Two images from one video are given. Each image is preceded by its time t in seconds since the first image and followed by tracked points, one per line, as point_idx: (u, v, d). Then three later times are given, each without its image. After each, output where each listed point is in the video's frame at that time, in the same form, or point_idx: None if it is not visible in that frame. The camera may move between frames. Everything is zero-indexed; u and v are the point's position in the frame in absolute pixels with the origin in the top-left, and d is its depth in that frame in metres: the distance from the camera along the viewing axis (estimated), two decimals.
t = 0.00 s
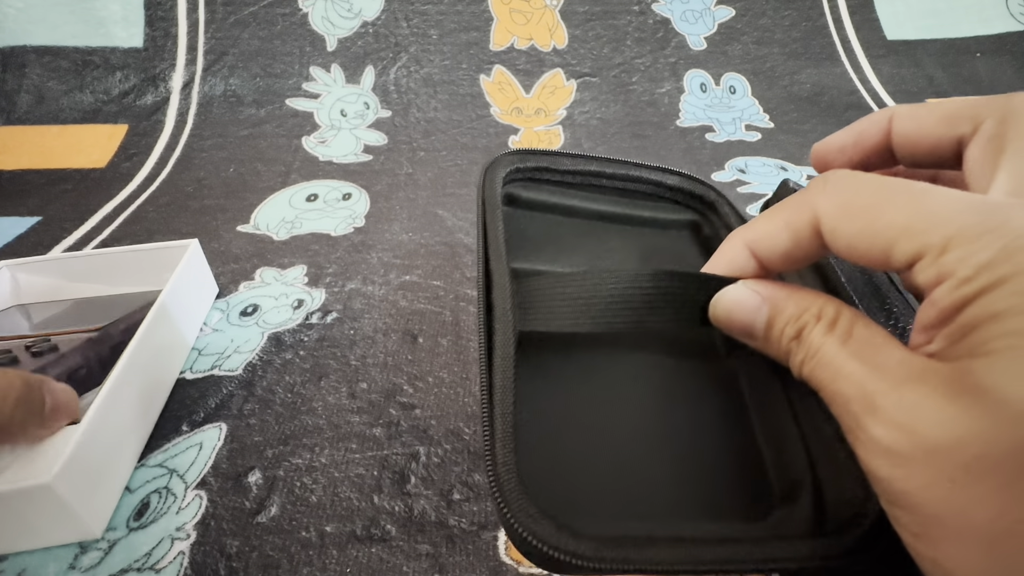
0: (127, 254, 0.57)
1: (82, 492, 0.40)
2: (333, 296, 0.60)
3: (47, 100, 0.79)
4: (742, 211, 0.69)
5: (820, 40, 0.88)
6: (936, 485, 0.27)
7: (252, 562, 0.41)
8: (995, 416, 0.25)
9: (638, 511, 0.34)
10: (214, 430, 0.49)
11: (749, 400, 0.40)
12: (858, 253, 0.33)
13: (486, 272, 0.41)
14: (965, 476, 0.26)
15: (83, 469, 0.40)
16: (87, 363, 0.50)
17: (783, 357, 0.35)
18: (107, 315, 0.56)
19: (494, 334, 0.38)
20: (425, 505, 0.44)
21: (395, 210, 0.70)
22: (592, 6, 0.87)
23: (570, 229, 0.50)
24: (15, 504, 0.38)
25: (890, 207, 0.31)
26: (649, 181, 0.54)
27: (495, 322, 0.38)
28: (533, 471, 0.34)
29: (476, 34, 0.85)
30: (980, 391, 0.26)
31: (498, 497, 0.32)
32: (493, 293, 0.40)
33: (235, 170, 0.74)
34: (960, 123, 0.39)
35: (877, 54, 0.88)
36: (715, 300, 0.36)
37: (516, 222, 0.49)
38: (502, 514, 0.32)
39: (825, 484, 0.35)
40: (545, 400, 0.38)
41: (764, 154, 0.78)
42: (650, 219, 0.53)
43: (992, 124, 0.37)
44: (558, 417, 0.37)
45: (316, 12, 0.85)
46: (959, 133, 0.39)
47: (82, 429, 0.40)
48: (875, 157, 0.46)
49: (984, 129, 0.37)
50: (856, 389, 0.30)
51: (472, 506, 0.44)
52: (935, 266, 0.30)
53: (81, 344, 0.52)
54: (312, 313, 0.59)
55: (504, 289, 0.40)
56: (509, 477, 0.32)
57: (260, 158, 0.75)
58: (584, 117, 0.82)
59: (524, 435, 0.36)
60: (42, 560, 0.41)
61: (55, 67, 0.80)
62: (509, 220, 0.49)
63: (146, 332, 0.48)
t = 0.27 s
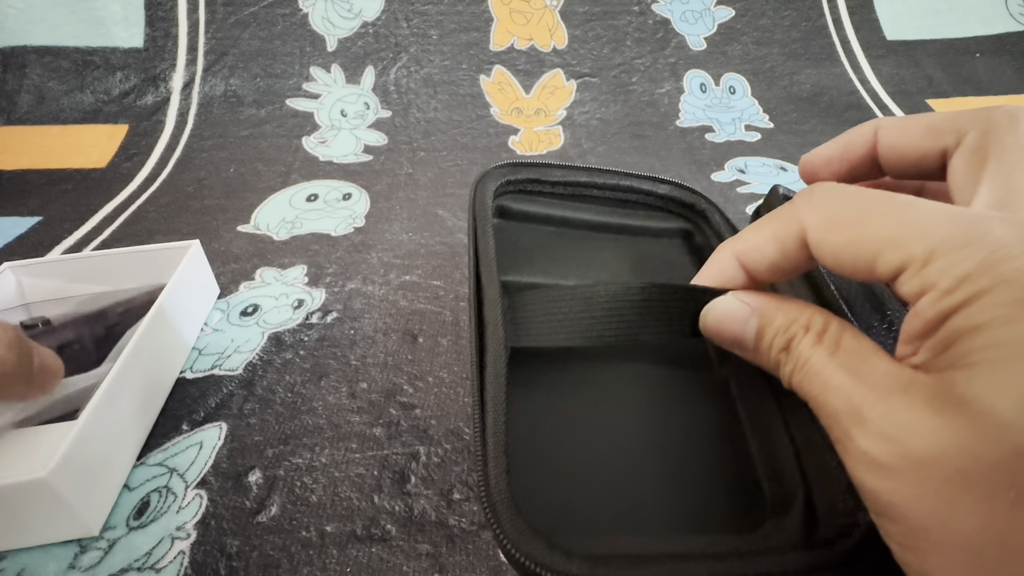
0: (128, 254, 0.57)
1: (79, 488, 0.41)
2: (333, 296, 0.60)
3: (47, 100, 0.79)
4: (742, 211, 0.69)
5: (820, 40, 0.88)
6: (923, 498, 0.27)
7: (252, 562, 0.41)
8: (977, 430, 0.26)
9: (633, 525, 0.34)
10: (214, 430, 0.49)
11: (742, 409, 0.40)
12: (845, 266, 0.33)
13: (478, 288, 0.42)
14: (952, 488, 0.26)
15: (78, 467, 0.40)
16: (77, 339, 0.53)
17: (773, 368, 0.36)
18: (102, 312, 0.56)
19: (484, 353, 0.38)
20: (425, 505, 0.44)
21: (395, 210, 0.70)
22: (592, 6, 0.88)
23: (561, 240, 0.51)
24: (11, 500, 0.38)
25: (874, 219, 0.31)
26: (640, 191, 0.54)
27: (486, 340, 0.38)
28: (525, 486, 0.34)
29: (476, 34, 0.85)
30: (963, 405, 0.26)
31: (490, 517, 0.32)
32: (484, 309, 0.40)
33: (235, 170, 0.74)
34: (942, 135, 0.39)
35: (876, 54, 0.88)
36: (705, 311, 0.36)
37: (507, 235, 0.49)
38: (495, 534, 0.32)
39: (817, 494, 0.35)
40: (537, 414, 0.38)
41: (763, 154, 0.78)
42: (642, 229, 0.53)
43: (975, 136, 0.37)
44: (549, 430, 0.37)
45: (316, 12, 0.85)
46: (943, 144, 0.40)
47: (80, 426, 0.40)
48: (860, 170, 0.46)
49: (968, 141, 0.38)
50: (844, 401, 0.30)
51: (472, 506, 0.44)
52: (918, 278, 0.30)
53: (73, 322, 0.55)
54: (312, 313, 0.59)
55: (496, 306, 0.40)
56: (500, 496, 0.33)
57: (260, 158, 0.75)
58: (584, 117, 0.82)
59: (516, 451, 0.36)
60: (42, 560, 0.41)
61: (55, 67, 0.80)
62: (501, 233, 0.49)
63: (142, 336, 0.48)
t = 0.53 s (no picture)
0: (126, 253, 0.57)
1: (75, 486, 0.40)
2: (333, 296, 0.60)
3: (48, 100, 0.79)
4: (741, 211, 0.70)
5: (820, 40, 0.88)
6: (921, 500, 0.27)
7: (252, 562, 0.41)
8: (975, 431, 0.26)
9: (635, 531, 0.34)
10: (214, 430, 0.49)
11: (740, 414, 0.40)
12: (840, 270, 0.33)
13: (475, 291, 0.42)
14: (949, 490, 0.26)
15: (75, 463, 0.40)
16: (48, 304, 0.51)
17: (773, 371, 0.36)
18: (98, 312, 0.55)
19: (483, 359, 0.38)
20: (425, 505, 0.44)
21: (395, 210, 0.70)
22: (592, 6, 0.88)
23: (558, 247, 0.51)
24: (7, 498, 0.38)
25: (869, 223, 0.32)
26: (636, 197, 0.54)
27: (486, 345, 0.38)
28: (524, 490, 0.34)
29: (476, 34, 0.86)
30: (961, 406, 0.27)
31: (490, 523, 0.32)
32: (483, 315, 0.40)
33: (235, 170, 0.74)
34: (936, 139, 0.40)
35: (876, 54, 0.88)
36: (703, 313, 0.37)
37: (505, 242, 0.50)
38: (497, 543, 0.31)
39: (817, 498, 0.35)
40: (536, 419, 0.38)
41: (763, 154, 0.78)
42: (638, 235, 0.53)
43: (967, 139, 0.38)
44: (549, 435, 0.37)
45: (316, 12, 0.85)
46: (936, 148, 0.40)
47: (76, 424, 0.40)
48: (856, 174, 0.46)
49: (960, 144, 0.38)
50: (843, 404, 0.30)
51: (472, 506, 0.44)
52: (914, 280, 0.30)
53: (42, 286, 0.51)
54: (312, 313, 0.59)
55: (495, 311, 0.40)
56: (501, 504, 0.32)
57: (260, 158, 0.76)
58: (584, 117, 0.82)
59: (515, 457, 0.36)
60: (42, 560, 0.41)
61: (56, 67, 0.80)
62: (499, 240, 0.50)
63: (141, 333, 0.48)
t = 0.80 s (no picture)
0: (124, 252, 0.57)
1: (77, 487, 0.40)
2: (333, 296, 0.60)
3: (48, 100, 0.79)
4: (741, 211, 0.70)
5: (820, 40, 0.88)
6: (922, 500, 0.27)
7: (252, 562, 0.41)
8: (975, 430, 0.26)
9: (636, 536, 0.33)
10: (214, 430, 0.49)
11: (741, 417, 0.40)
12: (838, 270, 0.33)
13: (473, 296, 0.42)
14: (950, 489, 0.26)
15: (77, 465, 0.40)
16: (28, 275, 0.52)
17: (770, 373, 0.36)
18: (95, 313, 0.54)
19: (482, 366, 0.37)
20: (425, 505, 0.44)
21: (395, 210, 0.70)
22: (592, 6, 0.88)
23: (556, 253, 0.51)
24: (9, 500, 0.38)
25: (865, 224, 0.32)
26: (633, 201, 0.54)
27: (485, 352, 0.38)
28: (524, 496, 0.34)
29: (476, 34, 0.86)
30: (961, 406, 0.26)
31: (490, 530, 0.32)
32: (482, 322, 0.40)
33: (235, 170, 0.74)
34: (928, 143, 0.41)
35: (876, 54, 0.88)
36: (703, 317, 0.37)
37: (503, 247, 0.50)
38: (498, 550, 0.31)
39: (817, 499, 0.35)
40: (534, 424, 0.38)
41: (763, 154, 0.78)
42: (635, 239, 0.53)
43: (960, 142, 0.38)
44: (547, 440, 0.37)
45: (316, 12, 0.85)
46: (929, 152, 0.41)
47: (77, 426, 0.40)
48: (849, 178, 0.47)
49: (953, 147, 0.39)
50: (842, 405, 0.30)
51: (472, 506, 0.44)
52: (911, 281, 0.30)
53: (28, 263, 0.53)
54: (312, 313, 0.59)
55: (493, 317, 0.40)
56: (502, 511, 0.32)
57: (260, 158, 0.76)
58: (584, 117, 0.82)
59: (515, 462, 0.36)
60: (41, 560, 0.41)
61: (56, 67, 0.80)
62: (497, 245, 0.50)
63: (142, 333, 0.48)
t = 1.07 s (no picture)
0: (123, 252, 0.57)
1: (81, 489, 0.41)
2: (333, 296, 0.60)
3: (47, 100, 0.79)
4: (742, 211, 0.70)
5: (820, 40, 0.88)
6: (922, 503, 0.27)
7: (252, 562, 0.41)
8: (974, 434, 0.26)
9: (636, 542, 0.33)
10: (214, 430, 0.49)
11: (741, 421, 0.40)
12: (836, 276, 0.33)
13: (473, 303, 0.42)
14: (950, 492, 0.26)
15: (81, 467, 0.40)
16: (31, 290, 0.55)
17: (770, 378, 0.36)
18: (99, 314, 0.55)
19: (483, 375, 0.37)
20: (425, 505, 0.44)
21: (395, 210, 0.70)
22: (592, 6, 0.88)
23: (556, 258, 0.51)
24: (14, 503, 0.38)
25: (864, 229, 0.32)
26: (632, 206, 0.54)
27: (486, 359, 0.38)
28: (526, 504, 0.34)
29: (476, 34, 0.86)
30: (960, 409, 0.27)
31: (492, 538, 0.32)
32: (482, 330, 0.40)
33: (235, 170, 0.74)
34: (924, 149, 0.41)
35: (876, 55, 0.88)
36: (702, 324, 0.37)
37: (503, 253, 0.50)
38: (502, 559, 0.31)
39: (818, 502, 0.35)
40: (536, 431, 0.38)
41: (763, 154, 0.78)
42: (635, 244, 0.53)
43: (955, 148, 0.38)
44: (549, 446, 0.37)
45: (316, 12, 0.85)
46: (924, 158, 0.41)
47: (80, 429, 0.40)
48: (846, 185, 0.46)
49: (948, 153, 0.39)
50: (842, 409, 0.30)
51: (472, 506, 0.44)
52: (910, 286, 0.30)
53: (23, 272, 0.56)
54: (312, 313, 0.59)
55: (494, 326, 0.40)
56: (503, 517, 0.33)
57: (260, 158, 0.76)
58: (584, 117, 0.82)
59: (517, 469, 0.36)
60: (42, 560, 0.41)
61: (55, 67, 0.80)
62: (497, 251, 0.50)
63: (144, 335, 0.48)
